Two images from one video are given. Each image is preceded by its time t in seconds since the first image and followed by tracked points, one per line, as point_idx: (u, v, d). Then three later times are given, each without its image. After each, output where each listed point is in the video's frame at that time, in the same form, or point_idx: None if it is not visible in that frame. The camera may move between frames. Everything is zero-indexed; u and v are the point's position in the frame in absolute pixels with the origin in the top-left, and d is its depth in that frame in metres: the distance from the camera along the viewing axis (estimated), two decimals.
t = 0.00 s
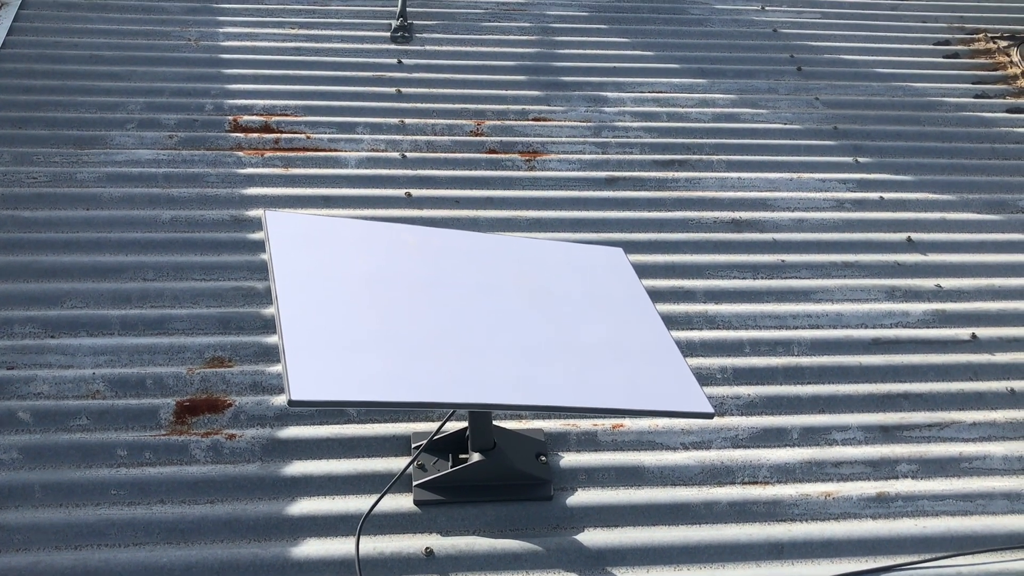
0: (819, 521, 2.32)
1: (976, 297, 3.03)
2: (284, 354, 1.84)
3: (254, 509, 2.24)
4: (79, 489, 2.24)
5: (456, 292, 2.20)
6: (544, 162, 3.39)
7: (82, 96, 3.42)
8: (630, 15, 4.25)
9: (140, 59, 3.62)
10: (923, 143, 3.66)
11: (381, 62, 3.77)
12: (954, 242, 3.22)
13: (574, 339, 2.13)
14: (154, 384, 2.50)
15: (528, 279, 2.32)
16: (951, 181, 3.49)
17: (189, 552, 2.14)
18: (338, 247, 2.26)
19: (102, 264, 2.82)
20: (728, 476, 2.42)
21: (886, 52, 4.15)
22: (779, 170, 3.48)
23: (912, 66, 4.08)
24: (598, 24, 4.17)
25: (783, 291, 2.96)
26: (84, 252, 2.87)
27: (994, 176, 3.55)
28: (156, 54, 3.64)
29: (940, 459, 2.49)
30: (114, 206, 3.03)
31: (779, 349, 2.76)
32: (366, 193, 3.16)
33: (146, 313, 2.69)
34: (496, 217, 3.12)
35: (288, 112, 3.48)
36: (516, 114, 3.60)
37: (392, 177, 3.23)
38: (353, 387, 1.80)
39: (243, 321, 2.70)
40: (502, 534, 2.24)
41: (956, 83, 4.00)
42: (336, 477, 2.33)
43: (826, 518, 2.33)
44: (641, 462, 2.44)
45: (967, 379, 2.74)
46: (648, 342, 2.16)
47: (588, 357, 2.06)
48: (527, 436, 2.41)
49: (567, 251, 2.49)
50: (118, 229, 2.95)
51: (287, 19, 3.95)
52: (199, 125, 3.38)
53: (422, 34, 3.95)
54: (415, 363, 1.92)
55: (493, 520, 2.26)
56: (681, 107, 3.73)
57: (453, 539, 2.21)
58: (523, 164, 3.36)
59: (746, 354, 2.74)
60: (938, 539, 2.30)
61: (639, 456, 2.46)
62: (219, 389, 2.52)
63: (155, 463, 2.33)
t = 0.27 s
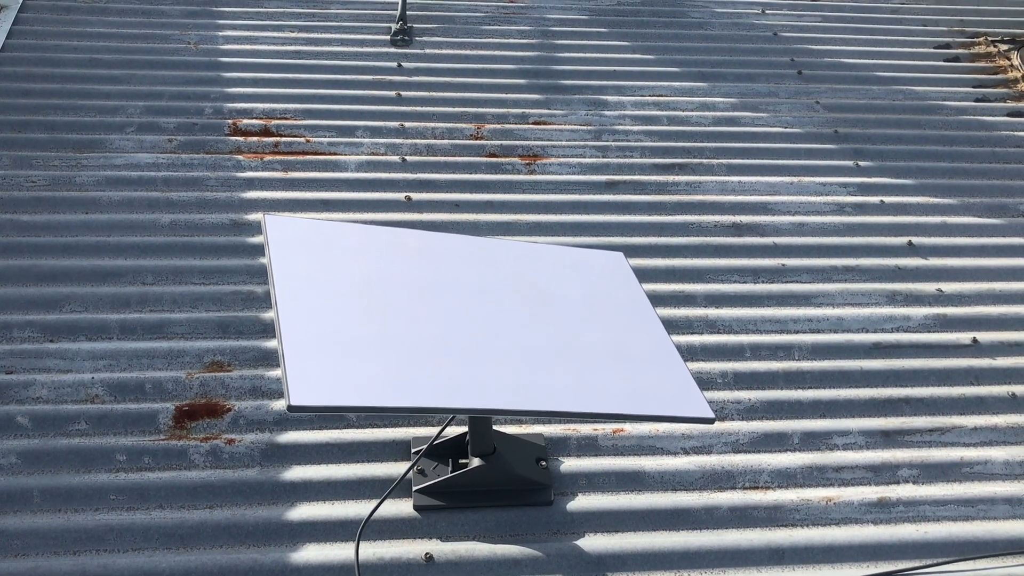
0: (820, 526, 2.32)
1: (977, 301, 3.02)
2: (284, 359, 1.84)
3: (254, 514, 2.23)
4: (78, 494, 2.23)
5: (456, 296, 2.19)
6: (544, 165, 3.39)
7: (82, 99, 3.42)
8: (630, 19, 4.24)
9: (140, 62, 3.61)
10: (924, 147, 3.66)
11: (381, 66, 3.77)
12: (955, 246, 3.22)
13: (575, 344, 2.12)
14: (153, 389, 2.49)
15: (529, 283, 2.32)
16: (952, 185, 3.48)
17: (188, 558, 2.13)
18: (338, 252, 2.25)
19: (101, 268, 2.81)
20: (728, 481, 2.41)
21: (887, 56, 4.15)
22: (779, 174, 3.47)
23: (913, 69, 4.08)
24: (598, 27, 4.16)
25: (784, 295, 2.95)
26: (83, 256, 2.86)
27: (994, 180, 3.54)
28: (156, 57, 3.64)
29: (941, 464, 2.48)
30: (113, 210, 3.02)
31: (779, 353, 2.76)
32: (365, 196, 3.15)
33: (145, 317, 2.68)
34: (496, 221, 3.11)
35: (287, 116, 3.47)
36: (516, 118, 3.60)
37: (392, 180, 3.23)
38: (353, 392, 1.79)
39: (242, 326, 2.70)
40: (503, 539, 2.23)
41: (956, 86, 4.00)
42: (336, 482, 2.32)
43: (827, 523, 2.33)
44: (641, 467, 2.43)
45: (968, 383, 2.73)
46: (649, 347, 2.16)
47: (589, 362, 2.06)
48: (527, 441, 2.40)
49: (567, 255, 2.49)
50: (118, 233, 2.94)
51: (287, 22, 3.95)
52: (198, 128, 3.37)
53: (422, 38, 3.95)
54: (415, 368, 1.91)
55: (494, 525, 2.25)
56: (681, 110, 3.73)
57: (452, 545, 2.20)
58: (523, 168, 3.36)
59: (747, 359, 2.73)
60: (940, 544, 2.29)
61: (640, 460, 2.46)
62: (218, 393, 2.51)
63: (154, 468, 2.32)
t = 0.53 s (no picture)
0: (823, 528, 2.32)
1: (980, 303, 3.03)
2: (289, 361, 1.84)
3: (258, 516, 2.23)
4: (82, 496, 2.24)
5: (460, 299, 2.20)
6: (547, 167, 3.39)
7: (85, 102, 3.43)
8: (632, 21, 4.25)
9: (143, 65, 3.62)
10: (926, 148, 3.66)
11: (383, 68, 3.78)
12: (957, 248, 3.22)
13: (578, 346, 2.12)
14: (157, 390, 2.49)
15: (532, 285, 2.32)
16: (954, 186, 3.49)
17: (193, 559, 2.13)
18: (342, 254, 2.25)
19: (105, 270, 2.81)
20: (732, 482, 2.41)
21: (888, 58, 4.15)
22: (782, 175, 3.48)
23: (914, 71, 4.08)
24: (599, 29, 4.17)
25: (786, 297, 2.95)
26: (86, 258, 2.86)
27: (996, 182, 3.55)
28: (158, 60, 3.65)
29: (944, 465, 2.48)
30: (116, 212, 3.03)
31: (782, 355, 2.76)
32: (368, 198, 3.16)
33: (149, 319, 2.69)
34: (499, 223, 3.11)
35: (290, 118, 3.48)
36: (518, 120, 3.60)
37: (395, 182, 3.23)
38: (357, 394, 1.79)
39: (245, 327, 2.70)
40: (506, 541, 2.23)
41: (958, 88, 4.00)
42: (340, 484, 2.32)
43: (830, 525, 2.33)
44: (644, 468, 2.43)
45: (971, 385, 2.74)
46: (652, 349, 2.16)
47: (592, 365, 2.06)
48: (530, 443, 2.41)
49: (571, 257, 2.49)
50: (121, 235, 2.95)
51: (290, 24, 3.95)
52: (201, 131, 3.38)
53: (424, 40, 3.96)
54: (419, 370, 1.92)
55: (497, 527, 2.25)
56: (683, 112, 3.74)
57: (456, 546, 2.20)
58: (526, 170, 3.36)
59: (750, 360, 2.74)
60: (943, 545, 2.29)
61: (643, 462, 2.46)
62: (222, 395, 2.51)
63: (158, 470, 2.32)
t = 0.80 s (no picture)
0: (825, 530, 2.31)
1: (982, 304, 3.02)
2: (290, 363, 1.84)
3: (259, 518, 2.23)
4: (83, 498, 2.23)
5: (461, 300, 2.19)
6: (548, 168, 3.39)
7: (85, 103, 3.42)
8: (633, 21, 4.24)
9: (144, 66, 3.62)
10: (928, 149, 3.66)
11: (384, 69, 3.77)
12: (959, 249, 3.22)
13: (580, 349, 2.12)
14: (158, 392, 2.49)
15: (533, 287, 2.31)
16: (956, 188, 3.48)
17: (194, 562, 2.13)
18: (343, 256, 2.25)
19: (105, 271, 2.81)
20: (734, 485, 2.41)
21: (890, 58, 4.15)
22: (783, 177, 3.47)
23: (916, 72, 4.08)
24: (601, 30, 4.16)
25: (788, 298, 2.95)
26: (87, 260, 2.86)
27: (998, 183, 3.54)
28: (159, 61, 3.64)
29: (946, 467, 2.48)
30: (117, 213, 3.03)
31: (784, 356, 2.76)
32: (369, 200, 3.15)
33: (150, 321, 2.68)
34: (500, 224, 3.11)
35: (291, 119, 3.47)
36: (519, 121, 3.60)
37: (396, 184, 3.23)
38: (359, 397, 1.79)
39: (247, 329, 2.70)
40: (508, 543, 2.23)
41: (960, 89, 3.99)
42: (341, 486, 2.32)
43: (832, 527, 2.32)
44: (646, 471, 2.43)
45: (973, 387, 2.73)
46: (654, 351, 2.15)
47: (594, 367, 2.05)
48: (532, 445, 2.40)
49: (573, 259, 2.49)
50: (122, 237, 2.94)
51: (291, 25, 3.95)
52: (202, 132, 3.37)
53: (425, 41, 3.95)
54: (421, 373, 1.91)
55: (499, 529, 2.25)
56: (685, 113, 3.73)
57: (458, 549, 2.20)
58: (527, 171, 3.36)
59: (752, 362, 2.73)
60: (946, 548, 2.29)
61: (645, 464, 2.46)
62: (223, 397, 2.51)
63: (159, 472, 2.32)
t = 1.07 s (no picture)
0: (827, 530, 2.32)
1: (983, 304, 3.02)
2: (293, 364, 1.84)
3: (261, 518, 2.23)
4: (86, 498, 2.24)
5: (464, 301, 2.20)
6: (550, 169, 3.39)
7: (88, 104, 3.43)
8: (634, 22, 4.25)
9: (146, 67, 3.62)
10: (929, 149, 3.66)
11: (386, 70, 3.78)
12: (960, 249, 3.22)
13: (582, 349, 2.12)
14: (161, 392, 2.49)
15: (535, 288, 2.32)
16: (957, 188, 3.49)
17: (196, 562, 2.13)
18: (346, 256, 2.25)
19: (107, 272, 2.81)
20: (735, 485, 2.41)
21: (891, 59, 4.15)
22: (784, 177, 3.48)
23: (917, 72, 4.08)
24: (602, 31, 4.17)
25: (790, 299, 2.95)
26: (90, 261, 2.86)
27: (999, 183, 3.55)
28: (162, 62, 3.65)
29: (948, 467, 2.48)
30: (119, 214, 3.03)
31: (786, 356, 2.76)
32: (371, 200, 3.16)
33: (152, 322, 2.68)
34: (502, 225, 3.11)
35: (293, 120, 3.48)
36: (521, 122, 3.60)
37: (398, 184, 3.23)
38: (362, 396, 1.79)
39: (249, 329, 2.70)
40: (510, 543, 2.23)
41: (961, 89, 4.00)
42: (344, 486, 2.32)
43: (834, 527, 2.33)
44: (648, 470, 2.43)
45: (975, 387, 2.73)
46: (656, 351, 2.15)
47: (597, 367, 2.06)
48: (534, 445, 2.41)
49: (574, 259, 2.49)
50: (124, 237, 2.95)
51: (293, 26, 3.96)
52: (204, 133, 3.38)
53: (427, 42, 3.96)
54: (424, 373, 1.92)
55: (501, 529, 2.25)
56: (686, 114, 3.74)
57: (460, 548, 2.20)
58: (528, 172, 3.37)
59: (753, 362, 2.74)
60: (948, 548, 2.29)
61: (647, 464, 2.46)
62: (226, 397, 2.51)
63: (162, 472, 2.32)
